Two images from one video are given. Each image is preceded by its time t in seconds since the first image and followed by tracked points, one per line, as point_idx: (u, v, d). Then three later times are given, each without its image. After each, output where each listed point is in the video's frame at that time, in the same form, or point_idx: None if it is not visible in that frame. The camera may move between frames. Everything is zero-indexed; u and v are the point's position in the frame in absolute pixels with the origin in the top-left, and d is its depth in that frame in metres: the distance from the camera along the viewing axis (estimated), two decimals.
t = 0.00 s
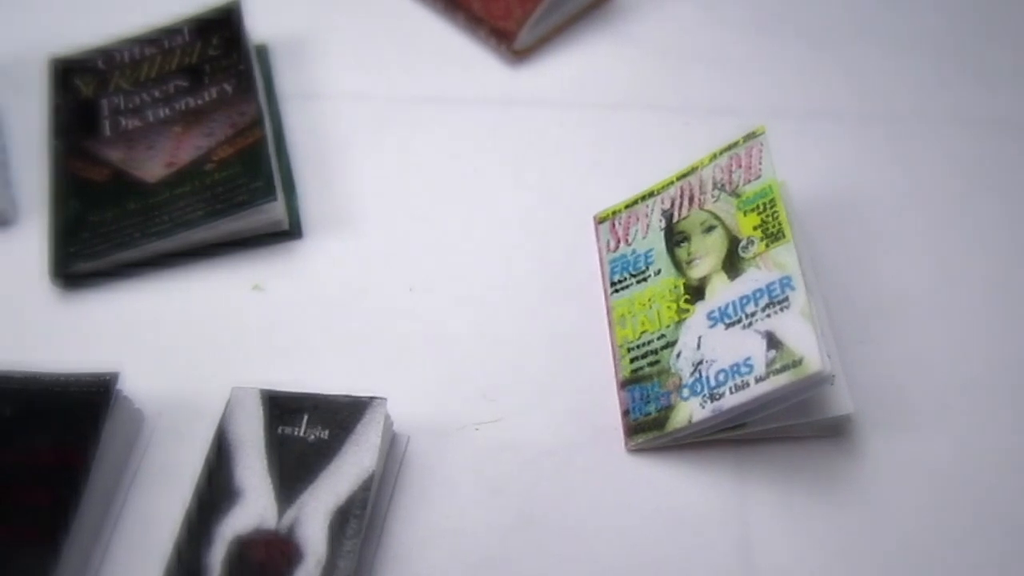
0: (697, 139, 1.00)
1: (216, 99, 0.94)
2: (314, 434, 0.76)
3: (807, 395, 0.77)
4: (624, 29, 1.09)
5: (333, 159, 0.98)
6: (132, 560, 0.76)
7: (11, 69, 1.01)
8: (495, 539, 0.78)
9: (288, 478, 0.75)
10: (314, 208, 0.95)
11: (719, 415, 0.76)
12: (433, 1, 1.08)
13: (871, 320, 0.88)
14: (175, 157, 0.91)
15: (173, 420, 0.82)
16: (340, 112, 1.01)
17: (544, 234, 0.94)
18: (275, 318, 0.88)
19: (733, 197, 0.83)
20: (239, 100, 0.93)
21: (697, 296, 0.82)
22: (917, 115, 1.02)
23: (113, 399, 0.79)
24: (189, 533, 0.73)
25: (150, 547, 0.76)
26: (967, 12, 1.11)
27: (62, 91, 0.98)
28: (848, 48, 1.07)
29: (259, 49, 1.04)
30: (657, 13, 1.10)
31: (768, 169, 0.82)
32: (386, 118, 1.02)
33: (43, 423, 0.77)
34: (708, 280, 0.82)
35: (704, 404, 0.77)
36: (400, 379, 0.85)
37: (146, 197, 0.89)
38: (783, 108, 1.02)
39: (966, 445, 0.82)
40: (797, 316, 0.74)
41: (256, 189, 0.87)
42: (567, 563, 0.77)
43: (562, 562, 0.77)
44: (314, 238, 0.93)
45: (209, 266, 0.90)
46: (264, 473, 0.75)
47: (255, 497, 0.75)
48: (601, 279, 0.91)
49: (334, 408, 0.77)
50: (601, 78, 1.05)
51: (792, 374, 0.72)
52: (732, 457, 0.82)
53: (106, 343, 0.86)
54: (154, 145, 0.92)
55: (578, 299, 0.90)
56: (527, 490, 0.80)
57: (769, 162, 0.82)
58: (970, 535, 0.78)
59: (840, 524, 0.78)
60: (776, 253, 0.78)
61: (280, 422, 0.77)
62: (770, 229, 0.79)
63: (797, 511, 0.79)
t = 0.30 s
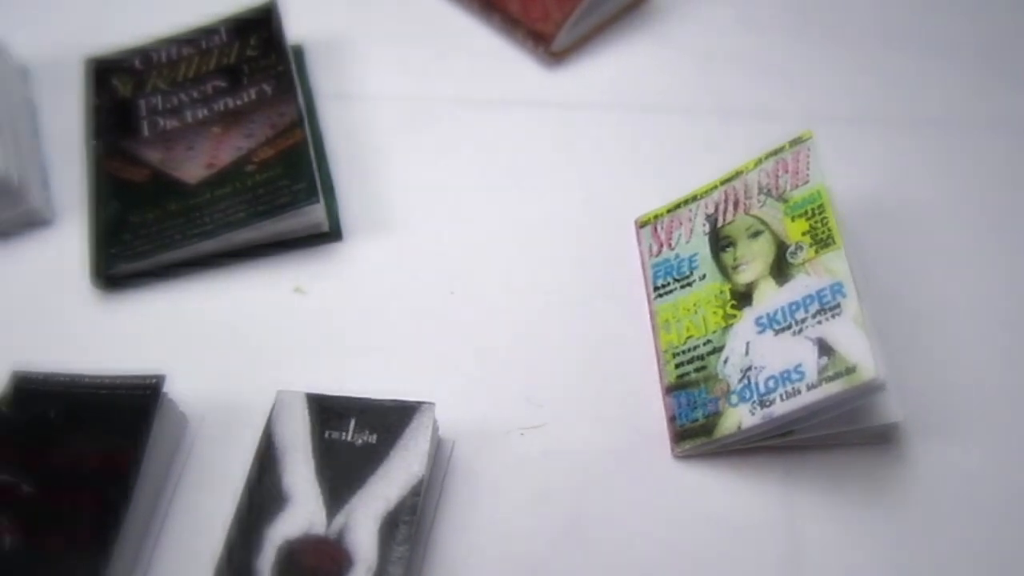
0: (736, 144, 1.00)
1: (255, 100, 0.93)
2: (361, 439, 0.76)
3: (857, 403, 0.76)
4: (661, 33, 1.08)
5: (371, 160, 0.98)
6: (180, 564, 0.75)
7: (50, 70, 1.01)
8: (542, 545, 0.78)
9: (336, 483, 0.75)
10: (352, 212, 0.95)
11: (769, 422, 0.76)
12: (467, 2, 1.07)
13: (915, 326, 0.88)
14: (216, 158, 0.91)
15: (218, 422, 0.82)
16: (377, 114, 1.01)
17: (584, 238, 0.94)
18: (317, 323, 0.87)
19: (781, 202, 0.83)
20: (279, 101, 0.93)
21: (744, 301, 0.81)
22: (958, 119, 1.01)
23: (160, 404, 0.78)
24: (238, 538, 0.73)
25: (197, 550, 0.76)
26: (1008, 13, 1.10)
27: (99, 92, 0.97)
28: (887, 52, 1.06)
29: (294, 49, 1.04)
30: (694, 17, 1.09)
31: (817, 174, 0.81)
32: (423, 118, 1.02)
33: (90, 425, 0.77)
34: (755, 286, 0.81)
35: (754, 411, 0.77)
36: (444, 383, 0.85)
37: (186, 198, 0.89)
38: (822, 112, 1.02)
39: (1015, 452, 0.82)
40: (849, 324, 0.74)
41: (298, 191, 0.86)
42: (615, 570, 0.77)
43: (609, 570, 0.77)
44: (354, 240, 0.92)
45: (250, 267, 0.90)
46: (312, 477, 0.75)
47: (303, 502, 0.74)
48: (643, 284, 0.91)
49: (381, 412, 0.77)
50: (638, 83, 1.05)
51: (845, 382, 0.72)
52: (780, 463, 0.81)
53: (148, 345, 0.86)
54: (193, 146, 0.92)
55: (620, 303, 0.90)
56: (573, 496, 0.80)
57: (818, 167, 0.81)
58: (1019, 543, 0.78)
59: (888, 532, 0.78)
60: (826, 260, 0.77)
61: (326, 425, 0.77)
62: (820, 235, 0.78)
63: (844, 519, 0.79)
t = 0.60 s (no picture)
0: (805, 142, 0.96)
1: (318, 100, 0.93)
2: (438, 445, 0.75)
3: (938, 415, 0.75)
4: (724, 29, 1.04)
5: (429, 163, 0.96)
6: (252, 569, 0.75)
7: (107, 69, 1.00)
8: (617, 554, 0.77)
9: (412, 489, 0.74)
10: (414, 215, 0.93)
11: (848, 432, 0.75)
12: (524, 3, 1.05)
13: (996, 332, 0.85)
14: (279, 158, 0.90)
15: (286, 427, 0.81)
16: (431, 116, 0.99)
17: (649, 242, 0.92)
18: (382, 326, 0.86)
19: (856, 209, 0.82)
20: (343, 102, 0.92)
21: (819, 309, 0.80)
22: None
23: (234, 408, 0.77)
24: (315, 544, 0.73)
25: (269, 557, 0.75)
26: None
27: (158, 91, 0.96)
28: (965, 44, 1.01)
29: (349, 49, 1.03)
30: (759, 10, 1.05)
31: (894, 182, 0.80)
32: (479, 120, 1.00)
33: (161, 430, 0.76)
34: (831, 294, 0.80)
35: (832, 421, 0.76)
36: (513, 389, 0.84)
37: (250, 198, 0.88)
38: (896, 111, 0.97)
39: None
40: (935, 334, 0.73)
41: (366, 193, 0.86)
42: None
43: None
44: (415, 242, 0.91)
45: (312, 269, 0.88)
46: (388, 484, 0.74)
47: (379, 509, 0.73)
48: (707, 288, 0.89)
49: (458, 418, 0.76)
50: (702, 79, 1.01)
51: (931, 393, 0.72)
52: (857, 471, 0.80)
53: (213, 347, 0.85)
54: (255, 146, 0.91)
55: (688, 308, 0.88)
56: (647, 504, 0.79)
57: (895, 175, 0.80)
58: None
59: (971, 542, 0.77)
60: (908, 269, 0.76)
61: (401, 430, 0.76)
62: (899, 242, 0.78)
63: (925, 528, 0.77)
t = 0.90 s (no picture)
0: (871, 146, 0.95)
1: (380, 100, 0.92)
2: (515, 451, 0.74)
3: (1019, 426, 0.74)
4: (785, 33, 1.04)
5: (488, 166, 0.95)
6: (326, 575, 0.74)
7: (164, 65, 0.99)
8: (692, 562, 0.76)
9: (490, 495, 0.73)
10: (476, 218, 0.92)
11: (928, 442, 0.74)
12: (582, 4, 1.04)
13: None
14: (343, 158, 0.89)
15: (355, 431, 0.80)
16: (490, 119, 0.98)
17: (714, 247, 0.91)
18: (448, 329, 0.86)
19: (931, 216, 0.81)
20: (406, 102, 0.91)
21: (893, 317, 0.80)
22: None
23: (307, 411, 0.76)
24: (392, 550, 0.72)
25: (343, 562, 0.74)
26: None
27: (216, 88, 0.96)
28: None
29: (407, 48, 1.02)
30: (820, 14, 1.04)
31: (971, 189, 0.79)
32: (538, 123, 0.98)
33: (233, 432, 0.75)
34: (905, 301, 0.80)
35: (911, 429, 0.75)
36: (582, 394, 0.83)
37: (315, 199, 0.87)
38: (962, 115, 0.96)
39: None
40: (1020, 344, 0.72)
41: (433, 195, 0.85)
42: None
43: None
44: (479, 245, 0.90)
45: (376, 271, 0.88)
46: (465, 490, 0.73)
47: (457, 515, 0.73)
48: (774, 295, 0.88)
49: (534, 423, 0.75)
50: (764, 83, 1.00)
51: (1017, 403, 0.71)
52: (932, 481, 0.79)
53: (278, 351, 0.84)
54: (318, 145, 0.90)
55: (756, 314, 0.87)
56: (721, 511, 0.78)
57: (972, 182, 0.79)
58: None
59: None
60: (989, 277, 0.76)
61: (477, 436, 0.75)
62: (978, 251, 0.77)
63: (1003, 538, 0.77)
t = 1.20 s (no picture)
0: (940, 150, 0.94)
1: (447, 100, 0.91)
2: (595, 457, 0.74)
3: None
4: (848, 35, 1.03)
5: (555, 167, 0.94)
6: None
7: (226, 65, 0.99)
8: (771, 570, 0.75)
9: (572, 502, 0.72)
10: (545, 220, 0.91)
11: (1012, 452, 0.73)
12: (642, 5, 1.03)
13: None
14: (410, 157, 0.88)
15: (430, 435, 0.79)
16: (555, 118, 0.97)
17: (782, 251, 0.90)
18: (520, 333, 0.85)
19: (1009, 224, 0.79)
20: (474, 102, 0.90)
21: (972, 325, 0.78)
22: None
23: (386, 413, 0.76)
24: (474, 557, 0.71)
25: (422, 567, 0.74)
26: None
27: (279, 86, 0.95)
28: None
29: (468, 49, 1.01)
30: (883, 16, 1.04)
31: None
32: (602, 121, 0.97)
33: (309, 435, 0.74)
34: (985, 309, 0.78)
35: (994, 439, 0.74)
36: (655, 400, 0.82)
37: (385, 200, 0.86)
38: None
39: None
40: None
41: (505, 197, 0.84)
42: None
43: None
44: (547, 247, 0.89)
45: (445, 272, 0.87)
46: (547, 497, 0.73)
47: (539, 522, 0.72)
48: (846, 300, 0.88)
49: (615, 429, 0.75)
50: (827, 86, 1.00)
51: None
52: (1014, 488, 0.78)
53: (349, 352, 0.83)
54: (385, 145, 0.89)
55: (828, 319, 0.87)
56: (799, 519, 0.77)
57: None
58: None
59: None
60: None
61: (556, 442, 0.75)
62: None
63: None
